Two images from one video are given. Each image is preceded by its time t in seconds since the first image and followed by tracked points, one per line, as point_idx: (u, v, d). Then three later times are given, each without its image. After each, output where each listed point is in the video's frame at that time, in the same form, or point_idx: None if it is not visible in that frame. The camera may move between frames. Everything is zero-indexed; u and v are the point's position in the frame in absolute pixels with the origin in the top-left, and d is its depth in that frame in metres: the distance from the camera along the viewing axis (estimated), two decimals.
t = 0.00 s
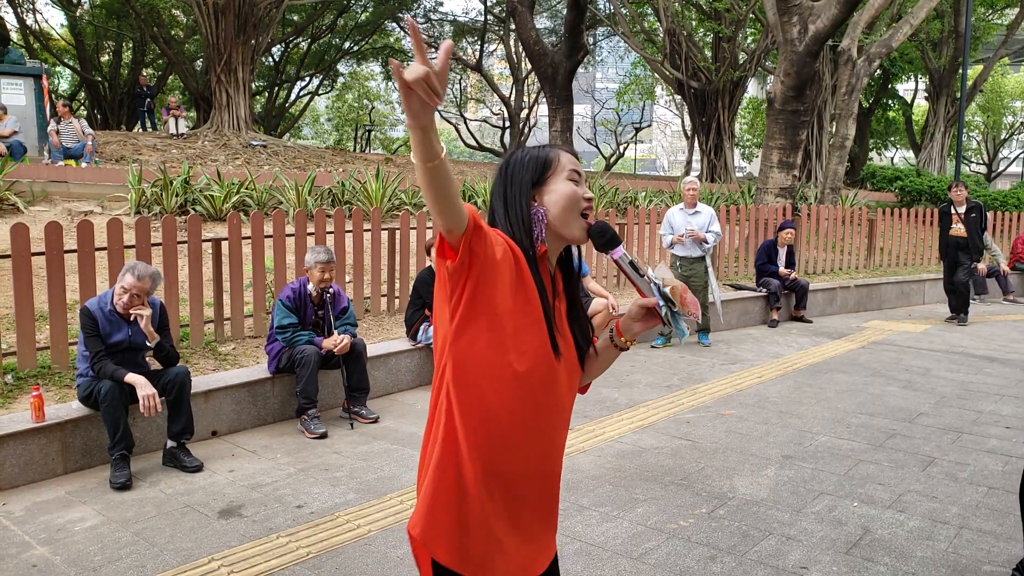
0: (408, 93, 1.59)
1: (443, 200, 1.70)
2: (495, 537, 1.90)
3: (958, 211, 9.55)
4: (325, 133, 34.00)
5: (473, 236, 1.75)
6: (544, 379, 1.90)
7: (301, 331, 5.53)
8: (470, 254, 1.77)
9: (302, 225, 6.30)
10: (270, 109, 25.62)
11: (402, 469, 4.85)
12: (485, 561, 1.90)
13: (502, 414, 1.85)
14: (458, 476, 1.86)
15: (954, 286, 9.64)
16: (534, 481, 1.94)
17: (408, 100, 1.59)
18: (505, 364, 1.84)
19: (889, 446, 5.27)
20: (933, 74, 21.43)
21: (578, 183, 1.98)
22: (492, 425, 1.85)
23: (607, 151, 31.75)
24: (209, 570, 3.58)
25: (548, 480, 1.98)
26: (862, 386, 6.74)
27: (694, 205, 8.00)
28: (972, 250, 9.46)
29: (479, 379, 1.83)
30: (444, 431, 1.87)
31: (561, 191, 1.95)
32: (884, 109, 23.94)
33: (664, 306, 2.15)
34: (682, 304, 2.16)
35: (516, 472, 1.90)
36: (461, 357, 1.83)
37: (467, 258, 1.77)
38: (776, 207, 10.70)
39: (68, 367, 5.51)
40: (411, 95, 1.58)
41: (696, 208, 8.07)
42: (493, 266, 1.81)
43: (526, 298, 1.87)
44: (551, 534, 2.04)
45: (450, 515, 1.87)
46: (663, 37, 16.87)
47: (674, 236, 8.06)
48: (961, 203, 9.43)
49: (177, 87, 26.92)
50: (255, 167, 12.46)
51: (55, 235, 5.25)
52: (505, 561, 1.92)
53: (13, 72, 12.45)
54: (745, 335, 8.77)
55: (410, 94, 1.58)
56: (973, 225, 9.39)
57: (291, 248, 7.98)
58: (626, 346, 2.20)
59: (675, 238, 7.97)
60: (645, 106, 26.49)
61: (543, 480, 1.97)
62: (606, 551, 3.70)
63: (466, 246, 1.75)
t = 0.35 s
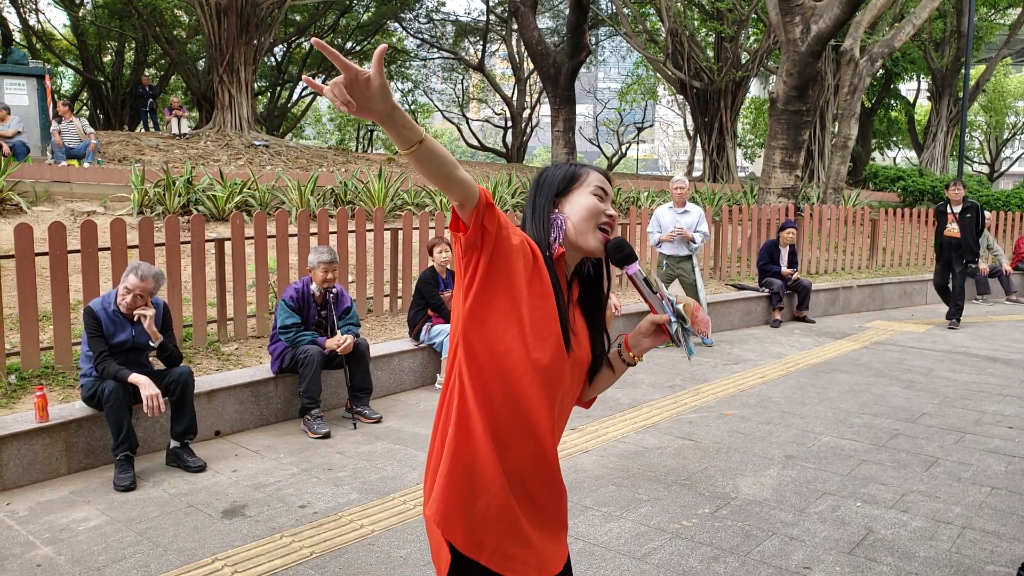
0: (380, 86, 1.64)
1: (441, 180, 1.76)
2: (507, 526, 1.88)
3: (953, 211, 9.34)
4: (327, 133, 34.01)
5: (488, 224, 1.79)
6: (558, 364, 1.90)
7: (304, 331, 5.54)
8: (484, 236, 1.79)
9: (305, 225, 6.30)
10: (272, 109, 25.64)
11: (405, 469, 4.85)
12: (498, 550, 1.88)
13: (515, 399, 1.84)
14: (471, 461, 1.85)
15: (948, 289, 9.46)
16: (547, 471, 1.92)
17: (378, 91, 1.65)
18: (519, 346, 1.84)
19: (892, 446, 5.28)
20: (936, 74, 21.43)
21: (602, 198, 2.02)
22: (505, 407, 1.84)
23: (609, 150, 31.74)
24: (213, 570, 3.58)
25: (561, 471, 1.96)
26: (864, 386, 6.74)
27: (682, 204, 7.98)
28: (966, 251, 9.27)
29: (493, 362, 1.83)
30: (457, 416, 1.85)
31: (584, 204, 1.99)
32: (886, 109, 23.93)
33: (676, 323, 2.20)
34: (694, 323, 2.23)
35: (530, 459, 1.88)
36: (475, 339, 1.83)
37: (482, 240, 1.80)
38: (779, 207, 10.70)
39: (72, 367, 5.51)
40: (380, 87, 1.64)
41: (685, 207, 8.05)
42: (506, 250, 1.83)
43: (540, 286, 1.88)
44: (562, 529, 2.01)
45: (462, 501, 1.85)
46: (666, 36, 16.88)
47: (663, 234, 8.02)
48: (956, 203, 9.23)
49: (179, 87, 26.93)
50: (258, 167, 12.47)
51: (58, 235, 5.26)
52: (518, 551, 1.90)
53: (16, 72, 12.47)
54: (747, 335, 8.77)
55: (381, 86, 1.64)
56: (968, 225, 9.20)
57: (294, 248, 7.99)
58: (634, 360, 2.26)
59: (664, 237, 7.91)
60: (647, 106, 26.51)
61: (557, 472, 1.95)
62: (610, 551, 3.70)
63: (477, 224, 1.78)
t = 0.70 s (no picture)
0: (386, 80, 1.63)
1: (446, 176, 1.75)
2: (499, 527, 1.88)
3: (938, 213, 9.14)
4: (328, 133, 34.04)
5: (489, 224, 1.80)
6: (552, 365, 1.91)
7: (305, 331, 5.55)
8: (482, 236, 1.81)
9: (304, 225, 6.31)
10: (272, 109, 25.66)
11: (405, 469, 4.86)
12: (491, 551, 1.88)
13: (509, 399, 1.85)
14: (464, 462, 1.86)
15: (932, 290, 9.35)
16: (542, 473, 1.92)
17: (384, 85, 1.63)
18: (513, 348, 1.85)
19: (891, 446, 5.28)
20: (935, 74, 21.44)
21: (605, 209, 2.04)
22: (498, 406, 1.85)
23: (610, 150, 31.77)
24: (213, 570, 3.59)
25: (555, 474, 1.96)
26: (864, 385, 6.75)
27: (676, 204, 8.00)
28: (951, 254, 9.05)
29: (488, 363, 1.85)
30: (451, 415, 1.87)
31: (587, 213, 2.00)
32: (886, 109, 23.93)
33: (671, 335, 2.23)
34: (689, 337, 2.27)
35: (524, 461, 1.89)
36: (472, 339, 1.84)
37: (481, 240, 1.81)
38: (778, 207, 10.71)
39: (73, 368, 5.52)
40: (386, 81, 1.63)
41: (679, 207, 8.07)
42: (503, 251, 1.84)
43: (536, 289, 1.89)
44: (556, 533, 2.02)
45: (453, 501, 1.86)
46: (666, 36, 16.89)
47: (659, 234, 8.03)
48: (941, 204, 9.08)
49: (179, 87, 26.94)
50: (258, 168, 12.49)
51: (59, 236, 5.27)
52: (510, 552, 1.90)
53: (17, 73, 12.49)
54: (747, 334, 8.77)
55: (388, 80, 1.63)
56: (953, 227, 8.99)
57: (294, 248, 8.00)
58: (630, 373, 2.21)
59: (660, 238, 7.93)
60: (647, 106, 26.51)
61: (551, 475, 1.95)
62: (608, 551, 3.71)
63: (476, 222, 1.79)
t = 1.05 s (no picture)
0: (424, 36, 1.55)
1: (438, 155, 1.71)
2: (503, 526, 1.87)
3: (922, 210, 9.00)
4: (328, 132, 34.01)
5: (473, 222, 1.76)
6: (547, 360, 1.90)
7: (305, 330, 5.54)
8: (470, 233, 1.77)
9: (305, 224, 6.29)
10: (273, 108, 25.65)
11: (406, 468, 4.85)
12: (496, 552, 1.87)
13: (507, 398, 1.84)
14: (463, 462, 1.85)
15: (921, 287, 9.21)
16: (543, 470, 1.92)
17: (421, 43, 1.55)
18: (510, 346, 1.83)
19: (893, 446, 5.27)
20: (937, 74, 21.43)
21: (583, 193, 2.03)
22: (496, 406, 1.84)
23: (610, 149, 31.75)
24: (214, 569, 3.58)
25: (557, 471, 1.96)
26: (866, 385, 6.74)
27: (683, 203, 7.96)
28: (935, 251, 8.86)
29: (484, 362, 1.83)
30: (449, 417, 1.85)
31: (560, 201, 1.99)
32: (888, 109, 23.94)
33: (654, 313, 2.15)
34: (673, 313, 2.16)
35: (526, 459, 1.88)
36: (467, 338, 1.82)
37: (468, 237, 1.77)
38: (780, 207, 10.70)
39: (73, 366, 5.52)
40: (423, 38, 1.54)
41: (686, 205, 8.03)
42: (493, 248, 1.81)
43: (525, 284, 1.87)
44: (558, 529, 2.02)
45: (455, 503, 1.85)
46: (667, 36, 16.88)
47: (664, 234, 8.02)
48: (922, 201, 8.90)
49: (180, 86, 26.92)
50: (258, 166, 12.46)
51: (59, 233, 5.26)
52: (515, 552, 1.90)
53: (18, 71, 12.46)
54: (748, 334, 8.76)
55: (426, 39, 1.55)
56: (935, 224, 8.80)
57: (295, 247, 7.99)
58: (623, 357, 2.15)
59: (667, 238, 7.93)
60: (648, 106, 26.50)
61: (552, 471, 1.94)
62: (611, 551, 3.70)
63: (464, 221, 1.75)
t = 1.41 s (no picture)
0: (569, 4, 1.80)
1: (545, 106, 1.83)
2: (528, 511, 1.97)
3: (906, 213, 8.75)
4: (330, 132, 34.04)
5: (518, 202, 1.87)
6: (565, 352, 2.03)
7: (308, 330, 5.55)
8: (509, 225, 1.89)
9: (308, 224, 6.30)
10: (274, 108, 25.68)
11: (409, 468, 4.86)
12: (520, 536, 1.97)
13: (532, 385, 1.96)
14: (492, 447, 1.94)
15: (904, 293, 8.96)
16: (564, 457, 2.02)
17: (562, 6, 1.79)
18: (534, 335, 1.96)
19: (896, 446, 5.28)
20: (939, 73, 21.41)
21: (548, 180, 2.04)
22: (523, 393, 1.96)
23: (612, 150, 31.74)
24: (217, 569, 3.59)
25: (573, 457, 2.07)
26: (868, 386, 6.74)
27: (689, 203, 7.96)
28: (915, 257, 8.62)
29: (508, 352, 1.95)
30: (476, 406, 1.95)
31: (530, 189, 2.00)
32: (889, 110, 23.94)
33: (622, 289, 2.11)
34: (640, 287, 2.11)
35: (549, 446, 1.98)
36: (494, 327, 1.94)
37: (505, 227, 1.89)
38: (781, 207, 10.71)
39: (76, 366, 5.53)
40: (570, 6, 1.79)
41: (693, 206, 8.04)
42: (514, 241, 1.95)
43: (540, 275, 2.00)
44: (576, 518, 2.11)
45: (482, 489, 1.94)
46: (669, 36, 16.89)
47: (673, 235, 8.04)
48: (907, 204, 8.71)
49: (182, 86, 26.97)
50: (260, 167, 12.47)
51: (63, 234, 5.27)
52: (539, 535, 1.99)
53: (20, 72, 12.48)
54: (749, 334, 8.76)
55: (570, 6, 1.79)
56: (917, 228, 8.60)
57: (297, 247, 8.01)
58: (603, 340, 2.14)
59: (675, 239, 7.95)
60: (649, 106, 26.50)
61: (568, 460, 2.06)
62: (613, 551, 3.71)
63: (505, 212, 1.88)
